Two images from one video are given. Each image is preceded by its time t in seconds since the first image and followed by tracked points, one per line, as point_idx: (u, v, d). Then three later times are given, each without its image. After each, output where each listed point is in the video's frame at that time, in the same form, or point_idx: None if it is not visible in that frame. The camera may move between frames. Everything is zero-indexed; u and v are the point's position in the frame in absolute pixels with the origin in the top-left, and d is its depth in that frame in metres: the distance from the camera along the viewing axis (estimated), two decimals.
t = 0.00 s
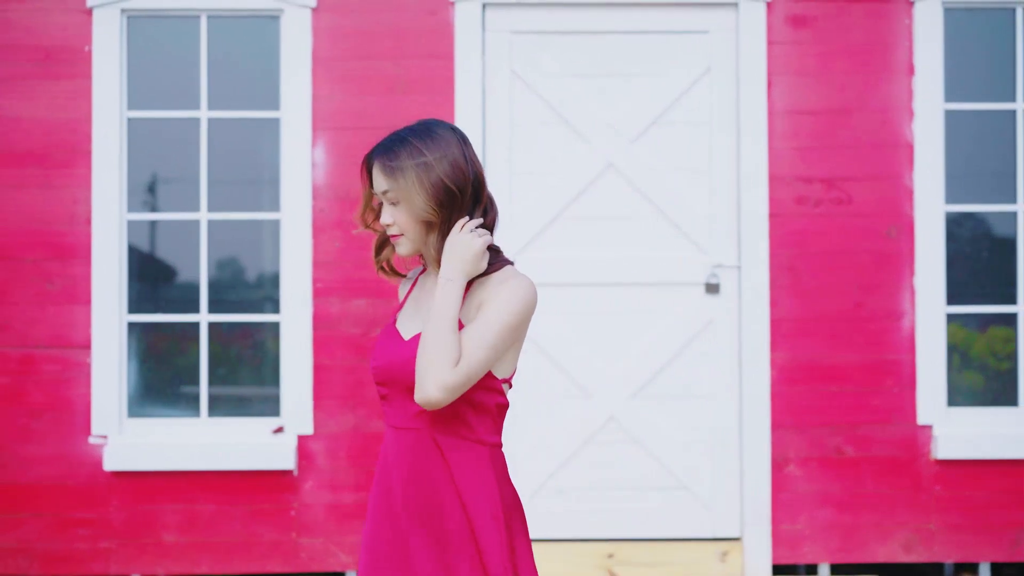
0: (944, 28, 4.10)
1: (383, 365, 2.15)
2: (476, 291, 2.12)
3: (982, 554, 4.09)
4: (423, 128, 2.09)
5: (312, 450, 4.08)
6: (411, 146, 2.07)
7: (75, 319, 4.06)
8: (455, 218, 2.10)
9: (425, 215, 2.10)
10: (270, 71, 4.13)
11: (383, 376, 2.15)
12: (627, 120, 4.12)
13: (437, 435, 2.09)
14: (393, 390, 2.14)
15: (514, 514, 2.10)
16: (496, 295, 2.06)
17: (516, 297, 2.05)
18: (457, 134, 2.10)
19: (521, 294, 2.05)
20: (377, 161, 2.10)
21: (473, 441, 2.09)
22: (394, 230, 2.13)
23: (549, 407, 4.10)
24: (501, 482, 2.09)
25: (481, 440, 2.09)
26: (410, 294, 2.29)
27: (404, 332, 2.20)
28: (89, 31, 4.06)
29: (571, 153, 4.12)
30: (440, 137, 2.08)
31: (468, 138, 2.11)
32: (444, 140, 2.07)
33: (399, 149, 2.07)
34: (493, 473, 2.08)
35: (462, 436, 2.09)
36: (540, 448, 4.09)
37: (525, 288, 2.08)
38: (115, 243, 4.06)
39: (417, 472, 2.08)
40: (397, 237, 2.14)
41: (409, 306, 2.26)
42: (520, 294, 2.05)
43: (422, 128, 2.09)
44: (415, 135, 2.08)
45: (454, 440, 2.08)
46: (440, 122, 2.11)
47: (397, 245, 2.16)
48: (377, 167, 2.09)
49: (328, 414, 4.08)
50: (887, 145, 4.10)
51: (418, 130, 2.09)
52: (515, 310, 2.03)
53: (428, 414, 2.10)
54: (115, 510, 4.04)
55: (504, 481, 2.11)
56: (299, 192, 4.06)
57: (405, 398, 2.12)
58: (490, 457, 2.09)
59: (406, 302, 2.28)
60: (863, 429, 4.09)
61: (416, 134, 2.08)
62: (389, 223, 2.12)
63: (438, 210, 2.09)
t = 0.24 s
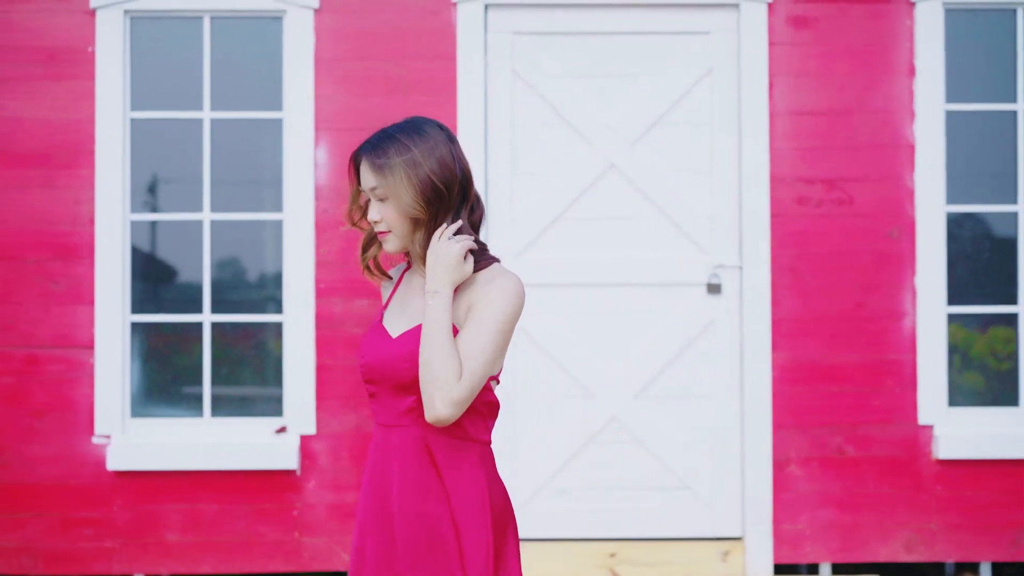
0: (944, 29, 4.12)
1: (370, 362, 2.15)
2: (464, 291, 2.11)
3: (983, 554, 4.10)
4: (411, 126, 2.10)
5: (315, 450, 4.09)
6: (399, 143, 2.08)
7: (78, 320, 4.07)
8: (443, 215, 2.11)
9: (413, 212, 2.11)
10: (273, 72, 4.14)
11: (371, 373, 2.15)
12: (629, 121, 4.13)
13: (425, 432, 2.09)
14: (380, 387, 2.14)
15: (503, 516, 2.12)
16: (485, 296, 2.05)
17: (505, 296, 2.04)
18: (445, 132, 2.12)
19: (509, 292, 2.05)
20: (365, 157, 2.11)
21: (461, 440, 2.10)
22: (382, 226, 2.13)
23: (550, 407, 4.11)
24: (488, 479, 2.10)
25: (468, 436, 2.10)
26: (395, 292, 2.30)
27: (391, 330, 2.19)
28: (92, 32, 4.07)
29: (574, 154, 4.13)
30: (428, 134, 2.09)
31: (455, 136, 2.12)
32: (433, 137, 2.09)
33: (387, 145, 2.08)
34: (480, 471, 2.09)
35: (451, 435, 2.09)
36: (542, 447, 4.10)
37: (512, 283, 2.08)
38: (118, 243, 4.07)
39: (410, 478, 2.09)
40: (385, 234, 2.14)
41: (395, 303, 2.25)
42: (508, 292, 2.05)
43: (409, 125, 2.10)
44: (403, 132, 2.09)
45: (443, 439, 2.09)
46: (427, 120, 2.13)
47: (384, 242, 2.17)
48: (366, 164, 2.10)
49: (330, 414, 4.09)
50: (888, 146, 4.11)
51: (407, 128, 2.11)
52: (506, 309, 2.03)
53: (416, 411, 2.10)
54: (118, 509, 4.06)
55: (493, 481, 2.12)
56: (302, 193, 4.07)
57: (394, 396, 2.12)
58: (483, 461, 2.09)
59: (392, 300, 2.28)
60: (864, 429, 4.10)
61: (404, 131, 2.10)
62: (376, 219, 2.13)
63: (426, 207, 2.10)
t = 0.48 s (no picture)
0: (946, 31, 4.13)
1: (364, 361, 2.16)
2: (452, 301, 2.10)
3: (984, 554, 4.11)
4: (404, 125, 2.11)
5: (318, 450, 4.10)
6: (392, 142, 2.09)
7: (82, 320, 4.08)
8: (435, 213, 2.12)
9: (406, 210, 2.12)
10: (276, 73, 4.15)
11: (364, 372, 2.16)
12: (630, 122, 4.14)
13: (417, 431, 2.10)
14: (374, 386, 2.15)
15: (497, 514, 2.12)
16: (480, 303, 2.05)
17: (500, 298, 2.05)
18: (438, 131, 2.13)
19: (503, 292, 2.06)
20: (358, 156, 2.12)
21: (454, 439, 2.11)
22: (375, 224, 2.14)
23: (550, 406, 4.12)
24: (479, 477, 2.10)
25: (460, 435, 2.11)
26: (388, 289, 2.32)
27: (384, 328, 2.20)
28: (96, 33, 4.08)
29: (576, 155, 4.14)
30: (421, 133, 2.10)
31: (448, 135, 2.13)
32: (426, 136, 2.10)
33: (380, 144, 2.09)
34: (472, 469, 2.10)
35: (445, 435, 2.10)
36: (544, 447, 4.11)
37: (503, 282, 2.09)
38: (121, 244, 4.07)
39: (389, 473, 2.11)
40: (378, 232, 2.15)
41: (388, 300, 2.28)
42: (502, 292, 2.06)
43: (402, 124, 2.11)
44: (396, 131, 2.11)
45: (436, 438, 2.10)
46: (420, 119, 2.14)
47: (377, 240, 2.18)
48: (359, 162, 2.11)
49: (333, 414, 4.10)
50: (889, 147, 4.12)
51: (400, 127, 2.12)
52: (503, 312, 2.04)
53: (410, 409, 2.11)
54: (121, 509, 4.07)
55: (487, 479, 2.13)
56: (305, 193, 4.08)
57: (388, 394, 2.13)
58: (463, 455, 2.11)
59: (385, 297, 2.30)
60: (865, 429, 4.11)
61: (397, 129, 2.11)
62: (369, 217, 2.14)
63: (419, 205, 2.11)
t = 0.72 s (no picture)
0: (947, 32, 4.14)
1: (355, 359, 2.16)
2: (446, 312, 2.10)
3: (985, 554, 4.12)
4: (399, 124, 2.10)
5: (321, 450, 4.11)
6: (388, 141, 2.08)
7: (85, 320, 4.09)
8: (432, 212, 2.10)
9: (402, 208, 2.10)
10: (279, 75, 4.16)
11: (356, 370, 2.16)
12: (632, 122, 4.15)
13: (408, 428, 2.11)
14: (367, 383, 2.16)
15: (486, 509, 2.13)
16: (478, 312, 2.05)
17: (496, 301, 2.06)
18: (432, 131, 2.12)
19: (496, 293, 2.06)
20: (352, 155, 2.11)
21: (445, 434, 2.11)
22: (370, 223, 2.12)
23: (550, 405, 4.13)
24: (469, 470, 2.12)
25: (448, 432, 2.12)
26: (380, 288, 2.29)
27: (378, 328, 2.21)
28: (99, 34, 4.09)
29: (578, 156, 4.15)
30: (416, 132, 2.10)
31: (443, 135, 2.13)
32: (421, 135, 2.09)
33: (376, 142, 2.08)
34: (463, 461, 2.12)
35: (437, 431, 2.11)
36: (546, 447, 4.12)
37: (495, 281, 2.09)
38: (124, 245, 4.08)
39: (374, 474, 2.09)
40: (373, 232, 2.13)
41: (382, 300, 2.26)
42: (496, 294, 2.06)
43: (398, 123, 2.11)
44: (391, 130, 2.10)
45: (428, 434, 2.11)
46: (415, 119, 2.13)
47: (371, 240, 2.15)
48: (354, 161, 2.10)
49: (336, 414, 4.11)
50: (890, 147, 4.13)
51: (394, 126, 2.11)
52: (502, 315, 2.05)
53: (400, 407, 2.12)
54: (125, 509, 4.08)
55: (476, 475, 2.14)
56: (308, 194, 4.09)
57: (381, 392, 2.14)
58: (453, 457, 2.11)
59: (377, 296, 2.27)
60: (867, 429, 4.12)
61: (392, 128, 2.10)
62: (365, 216, 2.12)
63: (415, 203, 2.09)
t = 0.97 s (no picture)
0: (949, 33, 4.14)
1: (348, 358, 2.13)
2: (441, 315, 2.11)
3: (987, 554, 4.13)
4: (395, 124, 2.12)
5: (324, 450, 4.11)
6: (383, 141, 2.10)
7: (89, 321, 4.10)
8: (426, 211, 2.12)
9: (396, 208, 2.12)
10: (282, 76, 4.17)
11: (349, 369, 2.13)
12: (634, 123, 4.16)
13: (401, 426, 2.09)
14: (359, 382, 2.13)
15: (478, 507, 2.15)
16: (477, 315, 2.08)
17: (492, 301, 2.09)
18: (428, 131, 2.14)
19: (491, 292, 2.09)
20: (349, 155, 2.13)
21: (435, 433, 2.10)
22: (364, 222, 2.14)
23: (549, 404, 4.14)
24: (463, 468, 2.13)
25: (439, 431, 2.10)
26: (374, 287, 2.28)
27: (370, 326, 2.17)
28: (103, 36, 4.10)
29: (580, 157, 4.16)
30: (412, 133, 2.11)
31: (438, 135, 2.15)
32: (416, 135, 2.11)
33: (372, 142, 2.10)
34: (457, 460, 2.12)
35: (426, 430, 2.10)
36: (549, 447, 4.13)
37: (487, 279, 2.12)
38: (128, 245, 4.09)
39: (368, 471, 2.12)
40: (368, 230, 2.15)
41: (374, 299, 2.24)
42: (491, 293, 2.09)
43: (393, 123, 2.13)
44: (387, 130, 2.12)
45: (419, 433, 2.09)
46: (410, 119, 2.15)
47: (366, 239, 2.17)
48: (350, 160, 2.12)
49: (339, 414, 4.12)
50: (892, 148, 4.14)
51: (390, 126, 2.13)
52: (500, 315, 2.09)
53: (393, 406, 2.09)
54: (129, 509, 4.09)
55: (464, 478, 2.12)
56: (310, 195, 4.10)
57: (373, 389, 2.11)
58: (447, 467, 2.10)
59: (371, 295, 2.26)
60: (869, 429, 4.13)
61: (388, 128, 2.12)
62: (359, 215, 2.13)
63: (410, 203, 2.11)
